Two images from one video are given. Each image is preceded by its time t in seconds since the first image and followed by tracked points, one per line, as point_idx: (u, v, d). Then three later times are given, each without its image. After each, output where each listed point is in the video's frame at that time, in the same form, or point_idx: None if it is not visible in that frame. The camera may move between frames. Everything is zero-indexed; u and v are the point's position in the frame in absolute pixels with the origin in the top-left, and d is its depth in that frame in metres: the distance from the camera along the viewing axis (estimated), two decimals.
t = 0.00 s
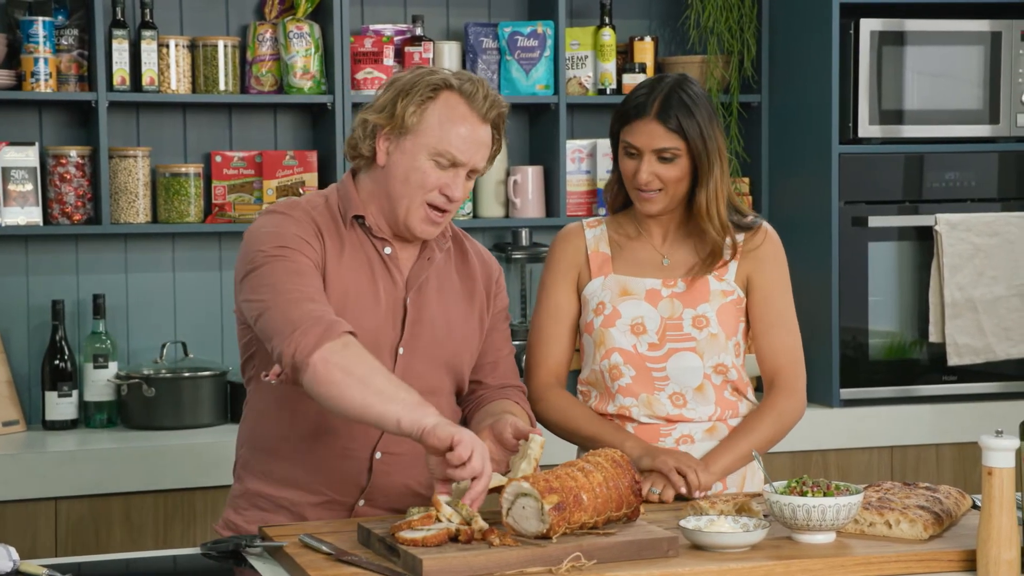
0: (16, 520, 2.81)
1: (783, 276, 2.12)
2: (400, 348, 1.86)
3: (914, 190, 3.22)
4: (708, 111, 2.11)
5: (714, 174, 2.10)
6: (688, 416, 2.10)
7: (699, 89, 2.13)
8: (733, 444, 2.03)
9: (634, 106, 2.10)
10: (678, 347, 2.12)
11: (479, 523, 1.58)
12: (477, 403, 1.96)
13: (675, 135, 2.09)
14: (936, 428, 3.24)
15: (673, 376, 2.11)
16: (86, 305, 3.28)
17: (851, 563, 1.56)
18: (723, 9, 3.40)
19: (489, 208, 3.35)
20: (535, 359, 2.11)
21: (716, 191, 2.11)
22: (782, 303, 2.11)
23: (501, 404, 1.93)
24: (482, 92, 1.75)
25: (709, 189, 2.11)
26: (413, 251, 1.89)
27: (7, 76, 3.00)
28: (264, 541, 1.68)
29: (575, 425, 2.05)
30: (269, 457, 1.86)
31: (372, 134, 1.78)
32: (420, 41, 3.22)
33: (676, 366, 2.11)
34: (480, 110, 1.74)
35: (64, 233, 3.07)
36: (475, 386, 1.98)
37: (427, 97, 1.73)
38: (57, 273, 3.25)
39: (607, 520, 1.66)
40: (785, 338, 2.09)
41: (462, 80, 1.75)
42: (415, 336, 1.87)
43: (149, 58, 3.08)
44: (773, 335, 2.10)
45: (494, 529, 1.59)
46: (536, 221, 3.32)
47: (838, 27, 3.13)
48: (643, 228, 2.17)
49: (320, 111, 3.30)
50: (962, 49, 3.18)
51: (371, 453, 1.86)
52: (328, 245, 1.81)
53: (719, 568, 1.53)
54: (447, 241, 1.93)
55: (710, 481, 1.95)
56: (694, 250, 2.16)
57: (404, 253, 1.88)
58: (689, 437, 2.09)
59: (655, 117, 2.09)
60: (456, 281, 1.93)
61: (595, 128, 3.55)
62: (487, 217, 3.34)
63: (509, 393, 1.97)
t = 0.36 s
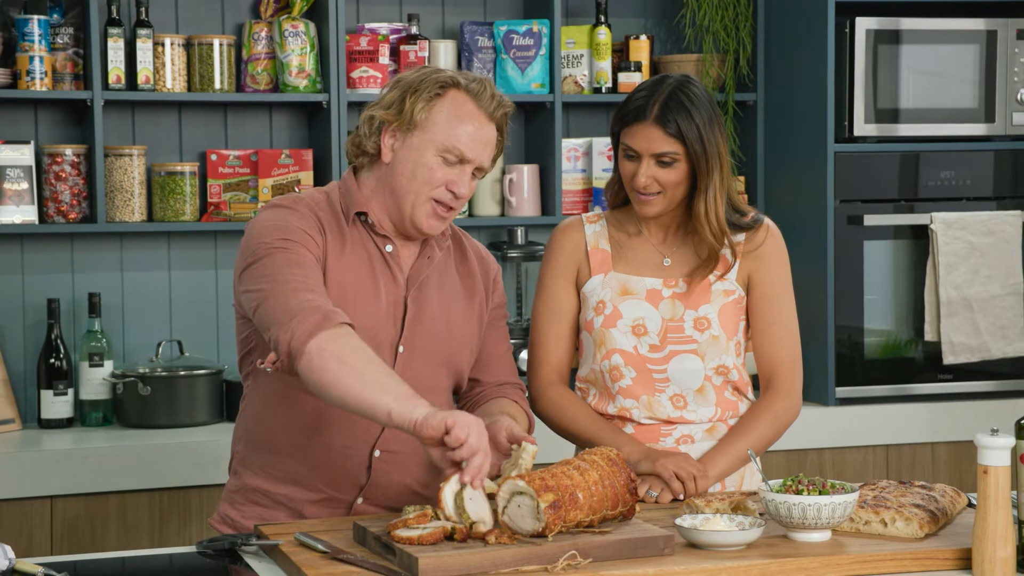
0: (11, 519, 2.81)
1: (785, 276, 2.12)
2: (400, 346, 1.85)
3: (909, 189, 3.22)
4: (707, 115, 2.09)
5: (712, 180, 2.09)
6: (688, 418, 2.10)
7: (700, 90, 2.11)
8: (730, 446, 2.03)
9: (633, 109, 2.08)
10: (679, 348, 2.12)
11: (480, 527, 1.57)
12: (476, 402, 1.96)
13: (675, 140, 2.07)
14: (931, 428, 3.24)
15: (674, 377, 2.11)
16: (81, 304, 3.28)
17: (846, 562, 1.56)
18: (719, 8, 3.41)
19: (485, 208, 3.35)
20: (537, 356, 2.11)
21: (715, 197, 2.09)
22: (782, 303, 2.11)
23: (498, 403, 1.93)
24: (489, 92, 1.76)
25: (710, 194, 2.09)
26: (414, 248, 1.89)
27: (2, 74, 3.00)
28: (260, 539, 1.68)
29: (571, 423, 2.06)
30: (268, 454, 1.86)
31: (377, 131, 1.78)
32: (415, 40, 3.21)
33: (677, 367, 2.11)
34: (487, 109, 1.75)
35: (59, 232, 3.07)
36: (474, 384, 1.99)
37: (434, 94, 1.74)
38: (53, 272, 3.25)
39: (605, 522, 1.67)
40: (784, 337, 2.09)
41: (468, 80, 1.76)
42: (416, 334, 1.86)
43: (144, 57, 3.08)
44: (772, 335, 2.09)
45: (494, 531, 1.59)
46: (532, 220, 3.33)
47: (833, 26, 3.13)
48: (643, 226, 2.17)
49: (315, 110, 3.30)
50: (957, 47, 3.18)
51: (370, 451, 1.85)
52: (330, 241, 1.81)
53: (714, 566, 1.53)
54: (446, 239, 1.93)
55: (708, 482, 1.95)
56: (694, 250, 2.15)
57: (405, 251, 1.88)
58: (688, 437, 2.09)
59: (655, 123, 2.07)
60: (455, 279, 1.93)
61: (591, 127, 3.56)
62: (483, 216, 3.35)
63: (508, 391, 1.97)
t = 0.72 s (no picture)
0: (11, 517, 2.81)
1: (784, 274, 2.12)
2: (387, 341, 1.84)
3: (908, 187, 3.22)
4: (706, 116, 2.08)
5: (711, 181, 2.09)
6: (688, 415, 2.10)
7: (701, 89, 2.11)
8: (729, 443, 2.03)
9: (633, 108, 2.07)
10: (679, 346, 2.12)
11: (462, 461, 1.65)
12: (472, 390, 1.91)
13: (673, 140, 2.06)
14: (930, 425, 3.25)
15: (673, 375, 2.11)
16: (81, 302, 3.28)
17: (845, 560, 1.56)
18: (718, 6, 3.41)
19: (484, 205, 3.35)
20: (535, 351, 2.11)
21: (714, 199, 2.09)
22: (782, 302, 2.11)
23: (491, 390, 1.88)
24: (468, 81, 1.77)
25: (708, 197, 2.09)
26: (403, 242, 1.89)
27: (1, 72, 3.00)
28: (259, 536, 1.68)
29: (571, 421, 2.06)
30: (262, 451, 1.86)
31: (361, 124, 1.79)
32: (414, 37, 3.21)
33: (677, 364, 2.11)
34: (467, 98, 1.75)
35: (58, 229, 3.07)
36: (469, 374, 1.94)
37: (413, 85, 1.75)
38: (53, 269, 3.25)
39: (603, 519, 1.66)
40: (784, 334, 2.09)
41: (448, 70, 1.77)
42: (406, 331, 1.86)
43: (143, 54, 3.08)
44: (772, 333, 2.10)
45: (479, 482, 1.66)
46: (531, 217, 3.32)
47: (833, 23, 3.13)
48: (643, 223, 2.16)
49: (314, 108, 3.30)
50: (956, 45, 3.18)
51: (362, 446, 1.85)
52: (317, 236, 1.82)
53: (713, 564, 1.52)
54: (437, 233, 1.92)
55: (707, 479, 1.95)
56: (693, 250, 2.15)
57: (393, 245, 1.88)
58: (688, 435, 2.09)
59: (655, 123, 2.06)
60: (446, 274, 1.92)
61: (590, 124, 3.56)
62: (482, 213, 3.35)
63: (505, 378, 1.91)
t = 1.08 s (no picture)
0: (11, 516, 2.81)
1: (784, 272, 2.12)
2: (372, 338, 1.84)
3: (909, 185, 3.22)
4: (703, 115, 2.08)
5: (707, 181, 2.09)
6: (689, 414, 2.10)
7: (701, 88, 2.11)
8: (730, 442, 2.03)
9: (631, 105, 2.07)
10: (679, 344, 2.12)
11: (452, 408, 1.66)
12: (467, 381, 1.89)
13: (669, 138, 2.06)
14: (931, 424, 3.24)
15: (674, 374, 2.11)
16: (81, 301, 3.28)
17: (846, 558, 1.56)
18: (719, 5, 3.41)
19: (485, 203, 3.34)
20: (534, 351, 2.11)
21: (710, 199, 2.09)
22: (782, 299, 2.11)
23: (485, 380, 1.86)
24: (445, 80, 1.75)
25: (704, 197, 2.09)
26: (387, 241, 1.89)
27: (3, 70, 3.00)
28: (260, 535, 1.68)
29: (572, 420, 2.06)
30: (255, 451, 1.86)
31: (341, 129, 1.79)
32: (415, 36, 3.21)
33: (678, 363, 2.11)
34: (444, 98, 1.73)
35: (59, 227, 3.06)
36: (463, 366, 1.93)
37: (390, 89, 1.74)
38: (55, 267, 3.26)
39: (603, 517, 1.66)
40: (784, 333, 2.09)
41: (424, 70, 1.75)
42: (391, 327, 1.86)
43: (144, 53, 3.08)
44: (772, 332, 2.09)
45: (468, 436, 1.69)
46: (532, 216, 3.32)
47: (834, 21, 3.13)
48: (641, 221, 2.17)
49: (316, 107, 3.30)
50: (957, 43, 3.18)
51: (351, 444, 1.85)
52: (300, 235, 1.84)
53: (714, 562, 1.52)
54: (426, 229, 1.92)
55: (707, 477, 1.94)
56: (690, 249, 2.15)
57: (377, 244, 1.88)
58: (689, 434, 2.09)
59: (652, 120, 2.06)
60: (434, 270, 1.92)
61: (591, 123, 3.56)
62: (483, 212, 3.34)
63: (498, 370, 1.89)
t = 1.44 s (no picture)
0: (11, 516, 2.81)
1: (783, 272, 2.12)
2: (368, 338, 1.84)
3: (909, 186, 3.22)
4: (700, 115, 2.08)
5: (706, 182, 2.08)
6: (689, 415, 2.10)
7: (700, 90, 2.11)
8: (730, 442, 2.03)
9: (629, 106, 2.07)
10: (679, 345, 2.12)
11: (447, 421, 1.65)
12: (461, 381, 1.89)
13: (667, 139, 2.06)
14: (931, 424, 3.24)
15: (674, 374, 2.11)
16: (81, 301, 3.28)
17: (846, 559, 1.56)
18: (719, 5, 3.41)
19: (485, 204, 3.34)
20: (533, 353, 2.11)
21: (709, 200, 2.09)
22: (781, 300, 2.11)
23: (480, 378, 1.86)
24: (439, 81, 1.75)
25: (703, 198, 2.09)
26: (384, 242, 1.89)
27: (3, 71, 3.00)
28: (260, 535, 1.68)
29: (571, 421, 2.06)
30: (252, 451, 1.86)
31: (336, 132, 1.79)
32: (415, 36, 3.21)
33: (678, 364, 2.11)
34: (437, 99, 1.73)
35: (59, 228, 3.07)
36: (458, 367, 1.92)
37: (383, 90, 1.74)
38: (55, 268, 3.26)
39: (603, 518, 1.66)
40: (784, 333, 2.09)
41: (418, 71, 1.76)
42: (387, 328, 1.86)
43: (144, 54, 3.08)
44: (772, 333, 2.10)
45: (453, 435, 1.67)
46: (532, 216, 3.32)
47: (834, 22, 3.13)
48: (641, 222, 2.17)
49: (316, 107, 3.30)
50: (956, 43, 3.18)
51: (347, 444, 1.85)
52: (296, 235, 1.84)
53: (714, 563, 1.52)
54: (421, 229, 1.92)
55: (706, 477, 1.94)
56: (690, 250, 2.15)
57: (373, 243, 1.88)
58: (688, 434, 2.09)
59: (649, 122, 2.06)
60: (430, 269, 1.92)
61: (590, 123, 3.56)
62: (483, 212, 3.34)
63: (492, 369, 1.89)
